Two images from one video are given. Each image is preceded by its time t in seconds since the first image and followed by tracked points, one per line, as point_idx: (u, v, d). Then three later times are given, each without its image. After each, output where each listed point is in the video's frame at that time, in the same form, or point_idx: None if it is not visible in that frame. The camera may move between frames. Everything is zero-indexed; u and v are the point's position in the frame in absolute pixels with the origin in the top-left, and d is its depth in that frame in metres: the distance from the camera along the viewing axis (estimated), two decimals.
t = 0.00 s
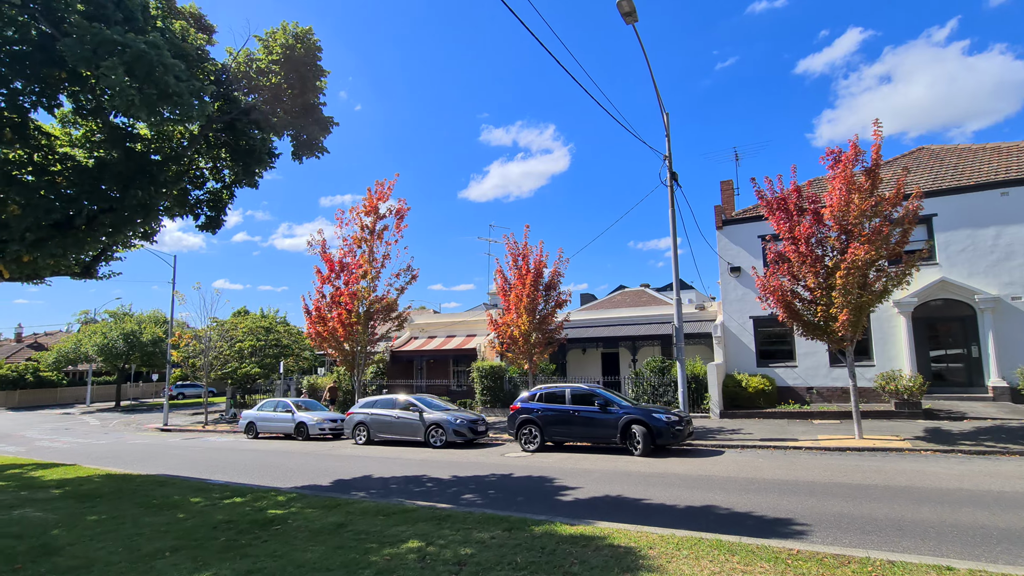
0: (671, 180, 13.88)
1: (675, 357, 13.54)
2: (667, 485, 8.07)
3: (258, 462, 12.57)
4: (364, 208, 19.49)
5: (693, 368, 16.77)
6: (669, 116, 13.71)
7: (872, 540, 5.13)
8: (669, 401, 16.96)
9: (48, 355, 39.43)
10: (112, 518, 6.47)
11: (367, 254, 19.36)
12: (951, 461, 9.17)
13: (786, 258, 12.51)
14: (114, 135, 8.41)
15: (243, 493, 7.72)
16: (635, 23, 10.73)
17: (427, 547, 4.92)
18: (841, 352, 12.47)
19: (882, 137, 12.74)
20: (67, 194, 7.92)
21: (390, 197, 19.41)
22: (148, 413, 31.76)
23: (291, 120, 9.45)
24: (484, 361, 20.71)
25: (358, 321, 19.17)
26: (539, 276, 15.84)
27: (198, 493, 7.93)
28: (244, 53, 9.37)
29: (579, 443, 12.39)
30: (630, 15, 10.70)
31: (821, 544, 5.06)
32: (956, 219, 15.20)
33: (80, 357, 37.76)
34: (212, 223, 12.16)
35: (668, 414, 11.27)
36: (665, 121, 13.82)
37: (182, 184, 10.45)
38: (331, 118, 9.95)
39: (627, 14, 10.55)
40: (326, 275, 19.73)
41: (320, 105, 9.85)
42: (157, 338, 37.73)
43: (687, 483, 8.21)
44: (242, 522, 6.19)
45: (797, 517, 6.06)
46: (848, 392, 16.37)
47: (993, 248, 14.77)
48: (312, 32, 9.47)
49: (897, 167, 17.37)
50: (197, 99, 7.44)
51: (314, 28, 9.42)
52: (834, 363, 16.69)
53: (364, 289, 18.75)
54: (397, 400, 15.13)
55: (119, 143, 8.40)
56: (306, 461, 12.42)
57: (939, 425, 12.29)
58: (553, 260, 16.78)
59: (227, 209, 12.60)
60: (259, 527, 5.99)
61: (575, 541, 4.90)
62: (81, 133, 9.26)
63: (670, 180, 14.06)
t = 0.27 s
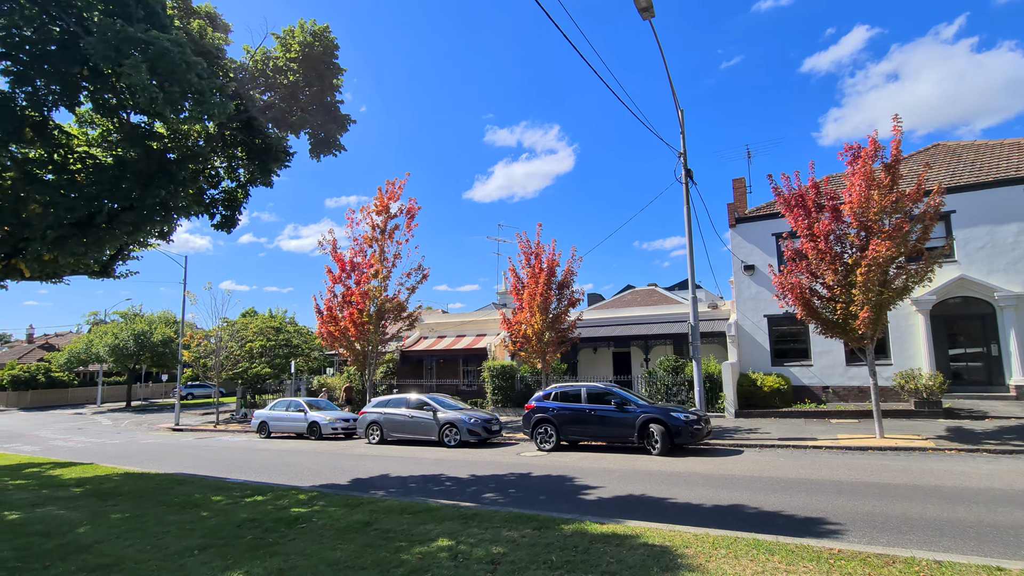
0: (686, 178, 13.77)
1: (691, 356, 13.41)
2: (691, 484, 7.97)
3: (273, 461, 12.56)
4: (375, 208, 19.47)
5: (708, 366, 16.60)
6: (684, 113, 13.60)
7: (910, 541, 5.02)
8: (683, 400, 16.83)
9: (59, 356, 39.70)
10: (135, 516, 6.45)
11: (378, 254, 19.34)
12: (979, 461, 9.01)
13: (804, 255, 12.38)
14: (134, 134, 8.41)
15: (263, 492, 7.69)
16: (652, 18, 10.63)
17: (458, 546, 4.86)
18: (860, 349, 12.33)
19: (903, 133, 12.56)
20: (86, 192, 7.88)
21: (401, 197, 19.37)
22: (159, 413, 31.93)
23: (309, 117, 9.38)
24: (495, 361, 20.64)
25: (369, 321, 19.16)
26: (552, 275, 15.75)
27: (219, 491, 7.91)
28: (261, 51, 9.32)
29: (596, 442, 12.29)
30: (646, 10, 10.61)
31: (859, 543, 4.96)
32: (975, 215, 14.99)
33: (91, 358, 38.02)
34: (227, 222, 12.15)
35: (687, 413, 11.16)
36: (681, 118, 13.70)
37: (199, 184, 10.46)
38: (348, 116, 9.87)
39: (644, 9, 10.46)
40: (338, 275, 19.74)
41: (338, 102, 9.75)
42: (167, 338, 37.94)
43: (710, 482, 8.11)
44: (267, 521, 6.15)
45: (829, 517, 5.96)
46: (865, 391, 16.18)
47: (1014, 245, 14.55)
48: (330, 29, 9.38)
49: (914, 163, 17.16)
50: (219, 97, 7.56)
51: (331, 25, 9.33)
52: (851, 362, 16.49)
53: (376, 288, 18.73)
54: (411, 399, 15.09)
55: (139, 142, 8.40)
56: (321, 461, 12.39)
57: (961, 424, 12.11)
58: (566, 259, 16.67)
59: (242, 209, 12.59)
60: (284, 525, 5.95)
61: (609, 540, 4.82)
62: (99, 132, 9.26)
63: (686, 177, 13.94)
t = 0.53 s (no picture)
0: (700, 177, 13.64)
1: (706, 357, 13.28)
2: (714, 486, 7.87)
3: (286, 462, 12.51)
4: (385, 208, 19.40)
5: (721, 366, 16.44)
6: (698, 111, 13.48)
7: (949, 546, 4.92)
8: (696, 401, 16.71)
9: (67, 357, 39.81)
10: (157, 518, 6.40)
11: (387, 254, 19.27)
12: (1004, 463, 8.88)
13: (822, 254, 12.25)
14: (151, 134, 8.38)
15: (282, 494, 7.63)
16: (668, 16, 10.53)
17: (489, 550, 4.77)
18: (878, 349, 12.20)
19: (921, 130, 12.39)
20: (104, 192, 7.85)
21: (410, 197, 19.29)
22: (167, 413, 31.97)
23: (325, 116, 9.29)
24: (505, 362, 20.55)
25: (379, 322, 19.10)
26: (564, 276, 15.62)
27: (237, 493, 7.85)
28: (276, 51, 9.19)
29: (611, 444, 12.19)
30: (663, 8, 10.51)
31: (898, 549, 4.85)
32: (993, 214, 14.82)
33: (99, 359, 38.11)
34: (241, 222, 12.12)
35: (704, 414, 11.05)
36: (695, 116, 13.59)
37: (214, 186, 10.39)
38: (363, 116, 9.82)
39: (661, 7, 10.36)
40: (347, 275, 19.69)
41: (353, 101, 9.66)
42: (174, 339, 38.00)
43: (733, 484, 8.00)
44: (290, 524, 6.09)
45: (861, 521, 5.85)
46: (880, 392, 16.02)
47: None
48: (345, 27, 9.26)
49: (929, 162, 16.98)
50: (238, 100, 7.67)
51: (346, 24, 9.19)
52: (866, 362, 16.32)
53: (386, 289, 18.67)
54: (423, 400, 15.04)
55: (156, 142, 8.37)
56: (334, 462, 12.33)
57: (982, 426, 11.95)
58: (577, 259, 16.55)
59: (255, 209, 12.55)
60: (307, 528, 5.88)
61: (643, 545, 4.73)
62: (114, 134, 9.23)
63: (700, 176, 13.81)
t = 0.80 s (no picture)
0: (721, 174, 13.44)
1: (728, 356, 13.08)
2: (744, 487, 7.71)
3: (307, 461, 12.53)
4: (401, 208, 19.39)
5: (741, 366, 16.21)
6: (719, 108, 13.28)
7: (1003, 550, 4.74)
8: (716, 402, 16.49)
9: (86, 357, 40.41)
10: (187, 516, 6.39)
11: (403, 254, 19.27)
12: None
13: (848, 251, 12.02)
14: (172, 132, 8.40)
15: (308, 493, 7.60)
16: (691, 10, 10.37)
17: (526, 550, 4.68)
18: (907, 348, 11.95)
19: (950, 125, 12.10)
20: (131, 191, 7.89)
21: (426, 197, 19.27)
22: (184, 412, 32.31)
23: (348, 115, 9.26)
24: (521, 362, 20.45)
25: (395, 321, 19.10)
26: (582, 275, 15.49)
27: (263, 491, 7.83)
28: (299, 50, 9.12)
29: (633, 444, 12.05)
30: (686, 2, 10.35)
31: (949, 553, 4.68)
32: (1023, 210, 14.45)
33: (118, 359, 38.64)
34: (261, 222, 12.16)
35: (728, 414, 10.88)
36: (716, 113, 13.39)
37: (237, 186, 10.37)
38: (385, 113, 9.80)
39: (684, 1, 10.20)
40: (363, 275, 19.72)
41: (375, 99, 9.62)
42: (191, 339, 38.43)
43: (764, 485, 7.83)
44: (320, 522, 6.04)
45: (904, 524, 5.67)
46: (905, 392, 15.69)
47: None
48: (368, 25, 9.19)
49: (955, 157, 16.60)
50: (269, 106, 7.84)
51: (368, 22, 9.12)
52: (890, 362, 16.00)
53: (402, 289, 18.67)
54: (441, 400, 15.00)
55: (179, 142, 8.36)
56: (354, 461, 12.32)
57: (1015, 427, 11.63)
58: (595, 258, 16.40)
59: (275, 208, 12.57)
60: (337, 527, 5.83)
61: (684, 547, 4.61)
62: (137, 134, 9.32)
63: (721, 173, 13.60)
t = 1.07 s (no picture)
0: (742, 171, 13.23)
1: (750, 357, 12.87)
2: (775, 491, 7.52)
3: (324, 462, 12.48)
4: (415, 208, 19.33)
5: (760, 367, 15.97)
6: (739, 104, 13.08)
7: None
8: (734, 403, 16.25)
9: (102, 357, 40.86)
10: (211, 517, 6.34)
11: (417, 254, 19.21)
12: None
13: (873, 250, 11.79)
14: (190, 132, 8.30)
15: (330, 494, 7.52)
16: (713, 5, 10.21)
17: (562, 556, 4.55)
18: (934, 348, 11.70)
19: (979, 120, 11.78)
20: (153, 191, 7.86)
21: (440, 197, 19.19)
22: (198, 412, 32.55)
23: (367, 113, 9.19)
24: (535, 362, 20.32)
25: (409, 322, 19.05)
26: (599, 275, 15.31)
27: (285, 493, 7.76)
28: (317, 49, 9.09)
29: (653, 446, 11.87)
30: None
31: (1002, 562, 4.49)
32: None
33: (133, 359, 39.03)
34: (279, 223, 12.13)
35: (752, 416, 10.69)
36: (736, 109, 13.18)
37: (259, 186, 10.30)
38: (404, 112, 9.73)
39: None
40: (377, 275, 19.69)
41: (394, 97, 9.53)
42: (205, 340, 38.70)
43: (794, 490, 7.64)
44: (346, 525, 5.95)
45: (949, 532, 5.47)
46: (929, 393, 15.37)
47: None
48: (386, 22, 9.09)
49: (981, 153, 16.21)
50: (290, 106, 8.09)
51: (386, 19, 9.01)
52: (914, 363, 15.68)
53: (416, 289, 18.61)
54: (456, 401, 14.91)
55: (204, 140, 8.36)
56: (371, 462, 12.26)
57: None
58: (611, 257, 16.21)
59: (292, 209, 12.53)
60: (364, 530, 5.73)
61: (725, 554, 4.46)
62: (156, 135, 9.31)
63: (742, 171, 13.38)
